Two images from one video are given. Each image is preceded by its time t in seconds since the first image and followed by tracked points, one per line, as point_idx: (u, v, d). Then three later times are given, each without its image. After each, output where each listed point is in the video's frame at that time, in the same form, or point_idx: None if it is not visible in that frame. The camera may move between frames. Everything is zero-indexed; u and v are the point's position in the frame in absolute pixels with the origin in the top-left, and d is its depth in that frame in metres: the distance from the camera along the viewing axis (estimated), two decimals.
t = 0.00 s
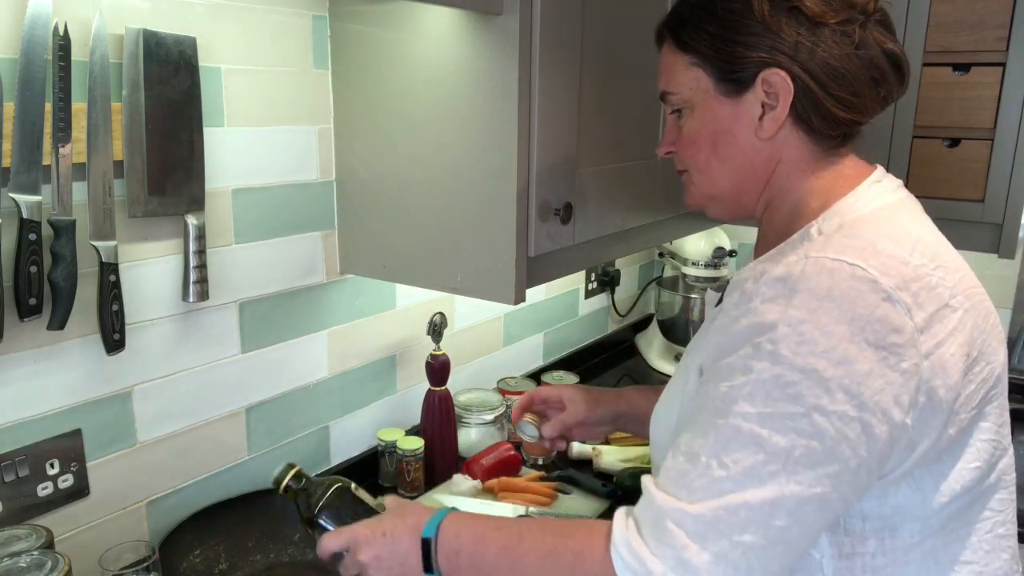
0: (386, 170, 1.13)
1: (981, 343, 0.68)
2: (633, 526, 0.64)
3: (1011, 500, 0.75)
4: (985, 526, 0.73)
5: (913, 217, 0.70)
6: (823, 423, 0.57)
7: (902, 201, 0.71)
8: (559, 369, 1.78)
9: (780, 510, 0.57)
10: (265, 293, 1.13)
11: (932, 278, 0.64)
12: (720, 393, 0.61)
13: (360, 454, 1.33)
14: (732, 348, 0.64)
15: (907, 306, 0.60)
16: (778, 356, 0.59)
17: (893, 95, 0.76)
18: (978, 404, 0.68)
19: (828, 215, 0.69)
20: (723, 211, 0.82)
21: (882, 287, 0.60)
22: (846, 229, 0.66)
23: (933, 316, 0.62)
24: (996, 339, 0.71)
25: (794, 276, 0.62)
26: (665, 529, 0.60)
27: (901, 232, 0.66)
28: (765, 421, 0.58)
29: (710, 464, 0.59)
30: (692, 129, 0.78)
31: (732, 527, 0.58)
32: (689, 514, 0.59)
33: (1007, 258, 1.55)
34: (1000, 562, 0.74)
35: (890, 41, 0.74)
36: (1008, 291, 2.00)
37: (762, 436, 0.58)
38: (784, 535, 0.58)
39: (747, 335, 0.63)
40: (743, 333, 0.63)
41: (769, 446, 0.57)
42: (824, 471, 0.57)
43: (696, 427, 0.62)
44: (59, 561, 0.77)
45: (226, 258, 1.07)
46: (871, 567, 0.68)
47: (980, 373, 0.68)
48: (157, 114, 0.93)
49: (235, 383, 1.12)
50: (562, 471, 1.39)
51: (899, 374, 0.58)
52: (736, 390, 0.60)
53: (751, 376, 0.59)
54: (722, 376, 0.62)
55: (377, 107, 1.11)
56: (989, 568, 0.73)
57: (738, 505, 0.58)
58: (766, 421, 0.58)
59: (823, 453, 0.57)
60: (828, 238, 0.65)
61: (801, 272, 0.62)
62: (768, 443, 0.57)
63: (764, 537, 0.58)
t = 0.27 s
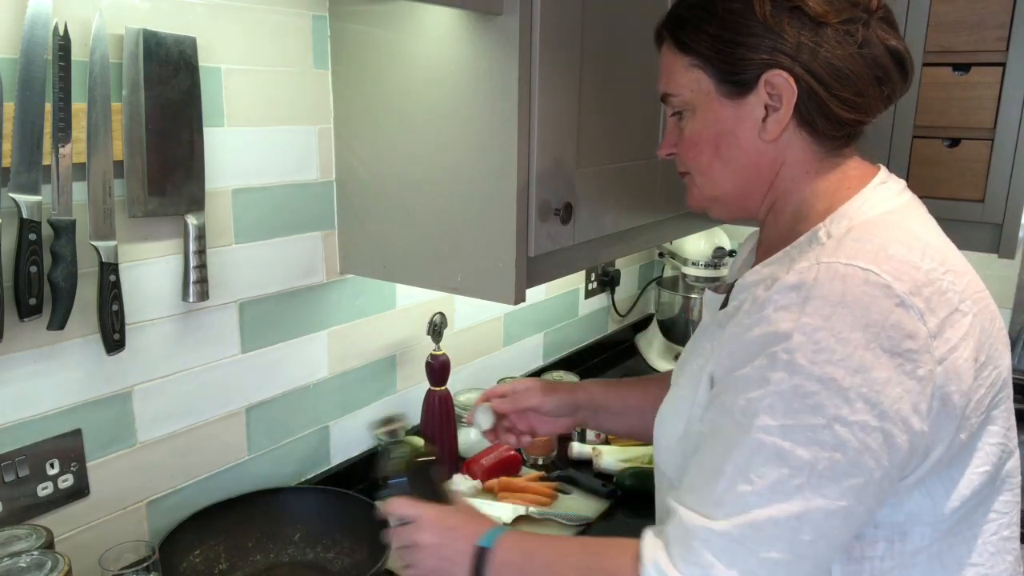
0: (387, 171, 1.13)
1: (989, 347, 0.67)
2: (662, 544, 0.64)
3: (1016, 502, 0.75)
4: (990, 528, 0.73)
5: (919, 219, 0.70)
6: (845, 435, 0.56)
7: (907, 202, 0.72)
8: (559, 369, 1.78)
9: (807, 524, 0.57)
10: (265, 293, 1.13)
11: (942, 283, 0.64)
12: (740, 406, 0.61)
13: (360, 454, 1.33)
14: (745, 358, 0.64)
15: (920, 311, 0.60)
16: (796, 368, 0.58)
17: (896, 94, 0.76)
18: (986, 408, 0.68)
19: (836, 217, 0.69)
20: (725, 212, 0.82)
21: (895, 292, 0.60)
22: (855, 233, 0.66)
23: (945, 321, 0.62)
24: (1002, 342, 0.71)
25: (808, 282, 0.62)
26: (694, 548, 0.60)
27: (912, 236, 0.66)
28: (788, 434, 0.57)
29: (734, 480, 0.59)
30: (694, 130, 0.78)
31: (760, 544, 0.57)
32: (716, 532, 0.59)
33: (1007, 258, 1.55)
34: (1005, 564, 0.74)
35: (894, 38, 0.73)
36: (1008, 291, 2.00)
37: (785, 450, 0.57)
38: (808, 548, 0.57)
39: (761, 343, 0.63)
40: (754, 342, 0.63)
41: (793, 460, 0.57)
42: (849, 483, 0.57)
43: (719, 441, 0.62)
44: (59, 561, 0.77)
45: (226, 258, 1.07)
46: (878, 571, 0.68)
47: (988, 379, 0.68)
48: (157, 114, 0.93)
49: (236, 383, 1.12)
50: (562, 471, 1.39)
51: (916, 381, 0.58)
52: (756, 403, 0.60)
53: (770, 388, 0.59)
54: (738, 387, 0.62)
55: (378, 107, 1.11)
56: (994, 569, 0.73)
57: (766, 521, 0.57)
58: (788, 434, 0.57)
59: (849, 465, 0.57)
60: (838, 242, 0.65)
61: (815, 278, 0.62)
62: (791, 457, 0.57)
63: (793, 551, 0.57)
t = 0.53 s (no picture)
0: (386, 173, 1.13)
1: (993, 346, 0.67)
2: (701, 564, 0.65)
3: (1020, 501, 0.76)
4: (994, 527, 0.73)
5: (920, 220, 0.70)
6: (869, 441, 0.56)
7: (908, 203, 0.72)
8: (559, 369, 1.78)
9: (843, 537, 0.57)
10: (265, 293, 1.13)
11: (949, 283, 0.64)
12: (760, 418, 0.61)
13: (360, 454, 1.33)
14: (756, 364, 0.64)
15: (929, 313, 0.60)
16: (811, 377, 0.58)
17: (895, 92, 0.75)
18: (993, 409, 0.68)
19: (838, 218, 0.69)
20: (724, 216, 0.83)
21: (905, 294, 0.60)
22: (860, 235, 0.66)
23: (954, 322, 0.62)
24: (1006, 342, 0.71)
25: (816, 288, 0.62)
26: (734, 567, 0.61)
27: (917, 237, 0.66)
28: (813, 445, 0.57)
29: (765, 495, 0.59)
30: (690, 135, 0.78)
31: (799, 560, 0.58)
32: (754, 550, 0.59)
33: (1007, 258, 1.55)
34: (1008, 563, 0.74)
35: (890, 36, 0.73)
36: (1008, 291, 2.00)
37: (812, 461, 0.57)
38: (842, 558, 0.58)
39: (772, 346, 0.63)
40: (766, 351, 0.63)
41: (821, 472, 0.57)
42: (880, 492, 0.57)
43: (741, 454, 0.62)
44: (59, 560, 0.77)
45: (226, 258, 1.07)
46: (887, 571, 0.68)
47: (995, 378, 0.67)
48: (158, 114, 0.93)
49: (235, 383, 1.12)
50: (562, 471, 1.39)
51: (932, 383, 0.59)
52: (777, 415, 0.59)
53: (789, 401, 0.59)
54: (754, 401, 0.62)
55: (378, 107, 1.11)
56: (998, 569, 0.73)
57: (803, 535, 0.57)
58: (813, 445, 0.57)
59: (877, 474, 0.57)
60: (845, 243, 0.65)
61: (823, 284, 0.62)
62: (819, 468, 0.57)
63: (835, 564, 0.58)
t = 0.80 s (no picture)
0: (387, 174, 1.13)
1: (995, 347, 0.67)
2: (703, 561, 0.65)
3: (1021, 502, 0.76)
4: (995, 527, 0.73)
5: (924, 219, 0.70)
6: (871, 438, 0.56)
7: (913, 202, 0.72)
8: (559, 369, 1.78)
9: (842, 534, 0.57)
10: (265, 293, 1.13)
11: (951, 283, 0.64)
12: (763, 413, 0.61)
13: (360, 454, 1.33)
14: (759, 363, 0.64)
15: (931, 312, 0.60)
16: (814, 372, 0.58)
17: (898, 89, 0.75)
18: (994, 409, 0.68)
19: (842, 217, 0.69)
20: (732, 218, 0.83)
21: (907, 292, 0.60)
22: (863, 234, 0.66)
23: (956, 321, 0.62)
24: (1007, 342, 0.71)
25: (820, 284, 0.62)
26: (733, 562, 0.60)
27: (920, 236, 0.66)
28: (815, 441, 0.57)
29: (766, 490, 0.59)
30: (696, 139, 0.78)
31: (798, 556, 0.58)
32: (754, 546, 0.59)
33: (1007, 258, 1.55)
34: (1009, 563, 0.74)
35: (892, 33, 0.72)
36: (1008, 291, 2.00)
37: (813, 457, 0.57)
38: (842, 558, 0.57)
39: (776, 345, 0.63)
40: (770, 347, 0.63)
41: (822, 468, 0.57)
42: (880, 490, 0.57)
43: (744, 449, 0.62)
44: (59, 560, 0.77)
45: (226, 258, 1.07)
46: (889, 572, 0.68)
47: (996, 377, 0.67)
48: (158, 114, 0.93)
49: (235, 383, 1.12)
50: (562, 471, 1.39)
51: (934, 382, 0.59)
52: (779, 410, 0.59)
53: (792, 395, 0.59)
54: (758, 393, 0.62)
55: (379, 107, 1.11)
56: (1000, 568, 0.73)
57: (802, 530, 0.57)
58: (815, 440, 0.57)
59: (878, 470, 0.56)
60: (848, 242, 0.65)
61: (827, 280, 0.62)
62: (821, 464, 0.57)
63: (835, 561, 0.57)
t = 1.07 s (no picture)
0: (388, 174, 1.13)
1: (997, 344, 0.67)
2: (709, 558, 0.63)
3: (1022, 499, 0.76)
4: (998, 525, 0.73)
5: (928, 217, 0.70)
6: (875, 433, 0.56)
7: (916, 201, 0.71)
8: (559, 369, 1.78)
9: (848, 529, 0.57)
10: (265, 293, 1.13)
11: (954, 280, 0.64)
12: (769, 409, 0.61)
13: (360, 454, 1.33)
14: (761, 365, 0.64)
15: (934, 307, 0.60)
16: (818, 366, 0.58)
17: (902, 88, 0.75)
18: (995, 406, 0.68)
19: (846, 215, 0.69)
20: (736, 217, 0.83)
21: (911, 289, 0.60)
22: (866, 231, 0.66)
23: (958, 318, 0.62)
24: (1009, 340, 0.71)
25: (823, 280, 0.62)
26: (738, 558, 0.60)
27: (924, 233, 0.66)
28: (820, 435, 0.57)
29: (771, 485, 0.59)
30: (700, 139, 0.78)
31: (804, 552, 0.57)
32: (760, 542, 0.58)
33: (1007, 258, 1.55)
34: (1010, 561, 0.74)
35: (896, 32, 0.72)
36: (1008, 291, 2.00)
37: (818, 451, 0.57)
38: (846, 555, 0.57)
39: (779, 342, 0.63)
40: (774, 343, 0.63)
41: (828, 462, 0.57)
42: (885, 484, 0.57)
43: (752, 445, 0.62)
44: (59, 560, 0.77)
45: (226, 258, 1.07)
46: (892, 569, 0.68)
47: (998, 375, 0.67)
48: (158, 114, 0.93)
49: (236, 383, 1.12)
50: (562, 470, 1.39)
51: (936, 378, 0.59)
52: (785, 405, 0.59)
53: (797, 389, 0.59)
54: (763, 388, 0.62)
55: (380, 106, 1.11)
56: (1001, 567, 0.74)
57: (808, 525, 0.57)
58: (820, 434, 0.57)
59: (883, 465, 0.56)
60: (852, 238, 0.65)
61: (830, 276, 0.62)
62: (826, 459, 0.57)
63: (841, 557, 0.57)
